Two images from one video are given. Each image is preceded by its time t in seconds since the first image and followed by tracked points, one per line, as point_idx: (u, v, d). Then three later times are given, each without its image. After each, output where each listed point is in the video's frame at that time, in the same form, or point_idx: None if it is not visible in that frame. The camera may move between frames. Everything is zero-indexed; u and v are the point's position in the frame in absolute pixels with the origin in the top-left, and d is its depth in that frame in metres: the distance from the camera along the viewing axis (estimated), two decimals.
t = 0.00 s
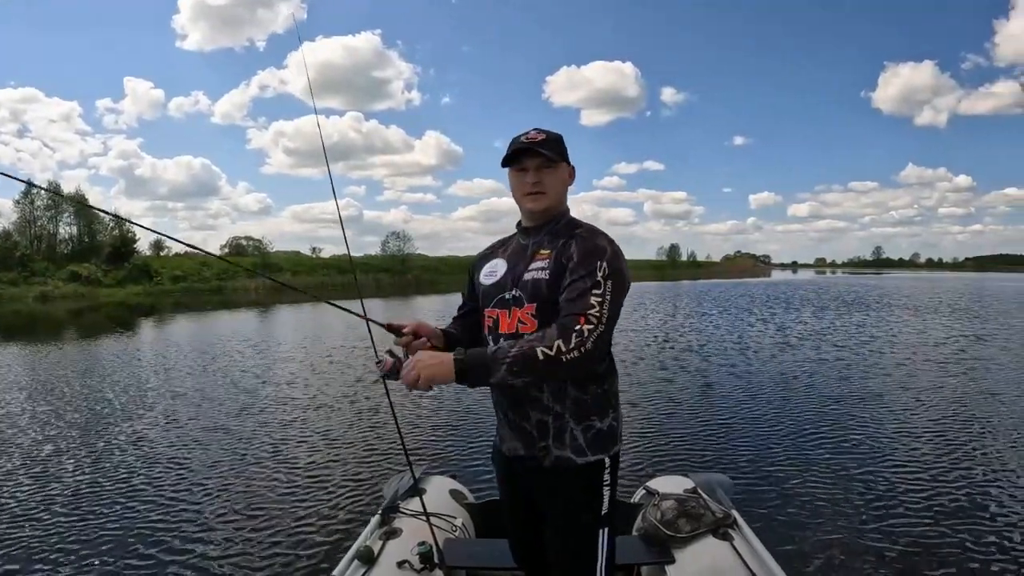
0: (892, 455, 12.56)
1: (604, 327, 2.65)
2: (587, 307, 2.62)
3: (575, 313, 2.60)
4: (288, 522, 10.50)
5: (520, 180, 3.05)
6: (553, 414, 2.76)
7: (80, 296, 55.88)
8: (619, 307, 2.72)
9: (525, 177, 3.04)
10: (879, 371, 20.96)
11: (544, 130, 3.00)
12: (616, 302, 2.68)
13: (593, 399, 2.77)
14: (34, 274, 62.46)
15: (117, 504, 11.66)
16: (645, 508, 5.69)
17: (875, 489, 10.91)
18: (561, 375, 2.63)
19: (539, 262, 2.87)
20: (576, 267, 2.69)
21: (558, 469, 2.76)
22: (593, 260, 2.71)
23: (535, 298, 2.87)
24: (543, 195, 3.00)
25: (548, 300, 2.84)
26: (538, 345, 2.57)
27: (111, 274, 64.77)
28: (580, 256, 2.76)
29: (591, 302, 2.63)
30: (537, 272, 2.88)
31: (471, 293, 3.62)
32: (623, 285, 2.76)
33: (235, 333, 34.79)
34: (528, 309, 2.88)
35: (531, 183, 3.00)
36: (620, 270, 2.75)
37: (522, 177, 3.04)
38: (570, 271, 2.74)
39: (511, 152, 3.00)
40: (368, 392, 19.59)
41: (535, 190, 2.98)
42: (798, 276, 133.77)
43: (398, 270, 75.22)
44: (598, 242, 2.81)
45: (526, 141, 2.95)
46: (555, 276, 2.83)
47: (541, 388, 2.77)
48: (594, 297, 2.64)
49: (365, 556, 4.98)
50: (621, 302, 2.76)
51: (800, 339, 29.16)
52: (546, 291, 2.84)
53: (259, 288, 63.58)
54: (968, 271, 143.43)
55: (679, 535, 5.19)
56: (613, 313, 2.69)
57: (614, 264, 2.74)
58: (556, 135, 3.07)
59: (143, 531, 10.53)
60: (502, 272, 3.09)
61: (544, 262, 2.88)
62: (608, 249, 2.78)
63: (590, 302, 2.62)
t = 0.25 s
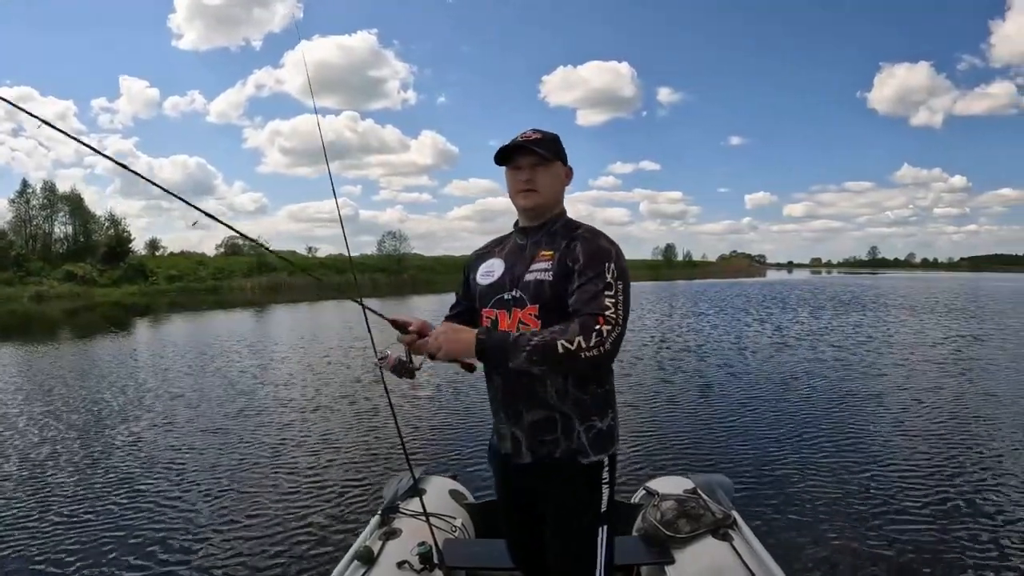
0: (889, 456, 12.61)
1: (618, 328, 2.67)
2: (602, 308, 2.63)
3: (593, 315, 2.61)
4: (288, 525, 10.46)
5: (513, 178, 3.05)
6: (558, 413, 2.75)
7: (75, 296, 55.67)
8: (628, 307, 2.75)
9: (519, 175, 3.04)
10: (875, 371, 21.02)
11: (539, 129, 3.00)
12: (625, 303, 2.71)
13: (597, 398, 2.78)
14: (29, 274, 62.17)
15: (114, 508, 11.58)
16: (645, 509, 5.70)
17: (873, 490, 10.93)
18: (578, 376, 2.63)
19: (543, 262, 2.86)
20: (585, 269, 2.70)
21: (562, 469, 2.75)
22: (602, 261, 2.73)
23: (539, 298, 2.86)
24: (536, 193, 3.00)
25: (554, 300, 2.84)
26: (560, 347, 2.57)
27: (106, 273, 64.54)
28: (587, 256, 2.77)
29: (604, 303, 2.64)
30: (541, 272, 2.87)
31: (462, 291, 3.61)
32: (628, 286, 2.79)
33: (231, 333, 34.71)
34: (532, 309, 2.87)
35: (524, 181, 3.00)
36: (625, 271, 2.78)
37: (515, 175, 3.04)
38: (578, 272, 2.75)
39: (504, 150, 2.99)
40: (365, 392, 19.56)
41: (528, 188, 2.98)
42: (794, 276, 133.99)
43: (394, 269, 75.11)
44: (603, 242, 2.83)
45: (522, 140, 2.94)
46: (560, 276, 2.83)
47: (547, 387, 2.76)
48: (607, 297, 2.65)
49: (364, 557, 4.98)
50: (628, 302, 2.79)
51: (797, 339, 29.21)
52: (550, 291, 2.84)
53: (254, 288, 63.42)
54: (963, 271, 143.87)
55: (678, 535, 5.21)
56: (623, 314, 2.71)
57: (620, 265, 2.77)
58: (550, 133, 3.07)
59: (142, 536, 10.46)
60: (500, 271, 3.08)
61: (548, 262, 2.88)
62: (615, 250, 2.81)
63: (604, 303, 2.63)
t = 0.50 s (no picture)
0: (884, 456, 12.65)
1: (623, 331, 2.71)
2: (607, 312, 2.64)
3: (599, 318, 2.63)
4: (284, 528, 10.42)
5: (510, 176, 3.06)
6: (558, 414, 2.74)
7: (68, 296, 55.37)
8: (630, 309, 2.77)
9: (517, 173, 3.05)
10: (871, 371, 21.08)
11: (537, 128, 3.00)
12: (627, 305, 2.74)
13: (597, 398, 2.78)
14: (22, 274, 61.83)
15: (109, 512, 11.51)
16: (643, 509, 5.71)
17: (868, 490, 10.96)
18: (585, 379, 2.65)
19: (544, 262, 2.86)
20: (588, 272, 2.71)
21: (564, 469, 2.75)
22: (604, 263, 2.75)
23: (540, 299, 2.86)
24: (533, 192, 3.01)
25: (555, 301, 2.84)
26: (568, 350, 2.57)
27: (99, 273, 64.21)
28: (589, 258, 2.77)
29: (609, 307, 2.66)
30: (541, 273, 2.87)
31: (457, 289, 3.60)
32: (628, 288, 2.82)
33: (225, 333, 34.60)
34: (533, 310, 2.87)
35: (522, 180, 3.01)
36: (625, 272, 2.81)
37: (512, 174, 3.04)
38: (580, 275, 2.75)
39: (502, 149, 3.00)
40: (361, 393, 19.51)
41: (525, 187, 2.99)
42: (789, 276, 134.30)
43: (390, 269, 75.00)
44: (604, 244, 2.84)
45: (520, 139, 2.95)
46: (561, 278, 2.83)
47: (548, 389, 2.74)
48: (611, 301, 2.68)
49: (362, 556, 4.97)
50: (630, 304, 2.81)
51: (792, 339, 29.27)
52: (551, 292, 2.84)
53: (249, 288, 63.18)
54: (957, 271, 144.48)
55: (676, 534, 5.22)
56: (627, 316, 2.74)
57: (620, 268, 2.81)
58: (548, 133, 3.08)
59: (137, 540, 10.40)
60: (498, 271, 3.07)
61: (549, 263, 2.87)
62: (615, 252, 2.82)
63: (608, 307, 2.65)
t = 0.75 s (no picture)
0: (879, 456, 12.70)
1: (626, 334, 2.75)
2: (612, 315, 2.68)
3: (605, 322, 2.67)
4: (284, 531, 10.36)
5: (510, 178, 3.07)
6: (558, 415, 2.75)
7: (60, 296, 55.08)
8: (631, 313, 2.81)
9: (516, 176, 3.07)
10: (865, 371, 21.14)
11: (536, 132, 3.03)
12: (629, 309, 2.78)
13: (596, 398, 2.80)
14: (14, 274, 61.43)
15: (107, 516, 11.41)
16: (641, 510, 5.72)
17: (865, 490, 11.00)
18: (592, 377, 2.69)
19: (545, 265, 2.86)
20: (591, 275, 2.74)
21: (564, 469, 2.75)
22: (607, 267, 2.78)
23: (541, 301, 2.86)
24: (533, 193, 3.02)
25: (556, 302, 2.85)
26: (576, 350, 2.60)
27: (91, 273, 63.89)
28: (591, 262, 2.80)
29: (613, 310, 2.70)
30: (542, 275, 2.87)
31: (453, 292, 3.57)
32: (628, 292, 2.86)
33: (219, 333, 34.48)
34: (534, 312, 2.87)
35: (522, 182, 3.02)
36: (625, 278, 2.86)
37: (512, 175, 3.05)
38: (582, 278, 2.77)
39: (502, 151, 3.01)
40: (357, 395, 19.44)
41: (525, 189, 2.99)
42: (783, 275, 134.67)
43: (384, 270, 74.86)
44: (604, 248, 2.87)
45: (519, 141, 2.97)
46: (563, 280, 2.84)
47: (548, 389, 2.75)
48: (615, 304, 2.72)
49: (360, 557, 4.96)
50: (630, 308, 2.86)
51: (787, 339, 29.33)
52: (552, 294, 2.84)
53: (242, 288, 62.94)
54: (949, 271, 145.14)
55: (674, 535, 5.22)
56: (628, 320, 2.79)
57: (621, 273, 2.85)
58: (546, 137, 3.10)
59: (135, 544, 10.31)
60: (497, 273, 3.06)
61: (549, 265, 2.87)
62: (616, 256, 2.86)
63: (613, 310, 2.69)
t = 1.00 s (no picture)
0: (875, 456, 12.75)
1: (634, 338, 2.78)
2: (617, 320, 2.70)
3: (611, 326, 2.69)
4: (282, 536, 10.32)
5: (509, 181, 3.06)
6: (559, 418, 2.77)
7: (53, 297, 54.75)
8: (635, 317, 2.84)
9: (515, 178, 3.05)
10: (860, 371, 21.20)
11: (534, 132, 3.01)
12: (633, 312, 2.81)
13: (597, 401, 2.82)
14: (6, 274, 61.09)
15: (104, 522, 11.31)
16: (639, 511, 5.73)
17: (861, 491, 11.04)
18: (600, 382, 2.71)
19: (545, 268, 2.86)
20: (595, 279, 2.76)
21: (566, 471, 2.76)
22: (609, 271, 2.80)
23: (544, 304, 2.86)
24: (533, 196, 3.01)
25: (558, 306, 2.85)
26: (584, 357, 2.63)
27: (84, 274, 63.52)
28: (592, 266, 2.81)
29: (618, 315, 2.72)
30: (543, 278, 2.88)
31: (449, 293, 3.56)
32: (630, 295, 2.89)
33: (213, 334, 34.33)
34: (536, 315, 2.87)
35: (521, 185, 3.01)
36: (627, 281, 2.89)
37: (511, 178, 3.04)
38: (585, 282, 2.79)
39: (500, 154, 3.00)
40: (352, 397, 19.39)
41: (525, 191, 2.98)
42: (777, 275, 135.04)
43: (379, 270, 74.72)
44: (605, 251, 2.89)
45: (517, 143, 2.95)
46: (565, 284, 2.85)
47: (549, 392, 2.76)
48: (619, 308, 2.74)
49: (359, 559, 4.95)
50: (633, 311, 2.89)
51: (782, 339, 29.39)
52: (554, 297, 2.85)
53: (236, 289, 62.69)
54: (942, 270, 145.81)
55: (673, 535, 5.23)
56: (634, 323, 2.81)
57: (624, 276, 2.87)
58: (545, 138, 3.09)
59: (135, 551, 10.23)
60: (496, 276, 3.05)
61: (550, 268, 2.88)
62: (617, 259, 2.88)
63: (618, 315, 2.72)
